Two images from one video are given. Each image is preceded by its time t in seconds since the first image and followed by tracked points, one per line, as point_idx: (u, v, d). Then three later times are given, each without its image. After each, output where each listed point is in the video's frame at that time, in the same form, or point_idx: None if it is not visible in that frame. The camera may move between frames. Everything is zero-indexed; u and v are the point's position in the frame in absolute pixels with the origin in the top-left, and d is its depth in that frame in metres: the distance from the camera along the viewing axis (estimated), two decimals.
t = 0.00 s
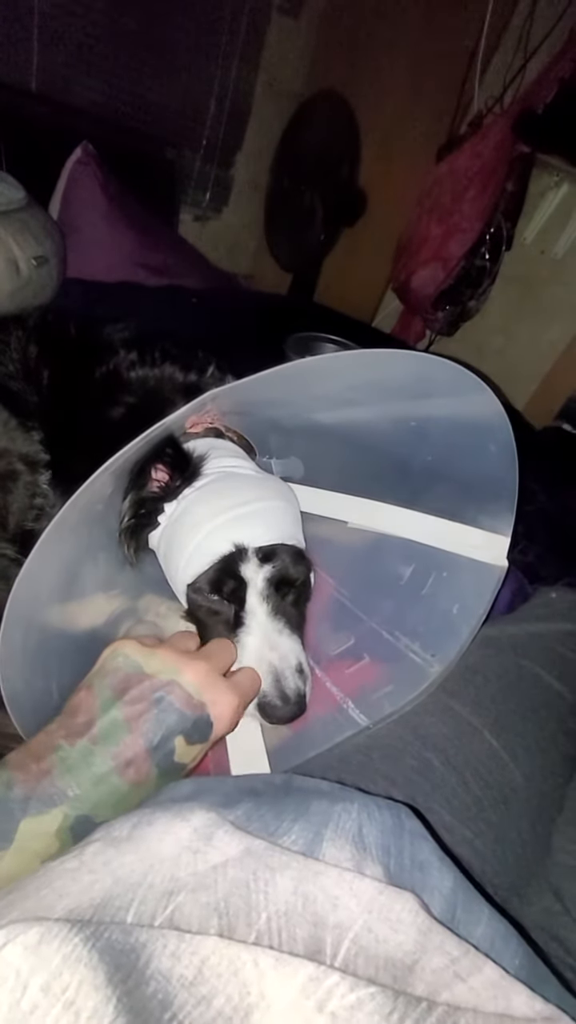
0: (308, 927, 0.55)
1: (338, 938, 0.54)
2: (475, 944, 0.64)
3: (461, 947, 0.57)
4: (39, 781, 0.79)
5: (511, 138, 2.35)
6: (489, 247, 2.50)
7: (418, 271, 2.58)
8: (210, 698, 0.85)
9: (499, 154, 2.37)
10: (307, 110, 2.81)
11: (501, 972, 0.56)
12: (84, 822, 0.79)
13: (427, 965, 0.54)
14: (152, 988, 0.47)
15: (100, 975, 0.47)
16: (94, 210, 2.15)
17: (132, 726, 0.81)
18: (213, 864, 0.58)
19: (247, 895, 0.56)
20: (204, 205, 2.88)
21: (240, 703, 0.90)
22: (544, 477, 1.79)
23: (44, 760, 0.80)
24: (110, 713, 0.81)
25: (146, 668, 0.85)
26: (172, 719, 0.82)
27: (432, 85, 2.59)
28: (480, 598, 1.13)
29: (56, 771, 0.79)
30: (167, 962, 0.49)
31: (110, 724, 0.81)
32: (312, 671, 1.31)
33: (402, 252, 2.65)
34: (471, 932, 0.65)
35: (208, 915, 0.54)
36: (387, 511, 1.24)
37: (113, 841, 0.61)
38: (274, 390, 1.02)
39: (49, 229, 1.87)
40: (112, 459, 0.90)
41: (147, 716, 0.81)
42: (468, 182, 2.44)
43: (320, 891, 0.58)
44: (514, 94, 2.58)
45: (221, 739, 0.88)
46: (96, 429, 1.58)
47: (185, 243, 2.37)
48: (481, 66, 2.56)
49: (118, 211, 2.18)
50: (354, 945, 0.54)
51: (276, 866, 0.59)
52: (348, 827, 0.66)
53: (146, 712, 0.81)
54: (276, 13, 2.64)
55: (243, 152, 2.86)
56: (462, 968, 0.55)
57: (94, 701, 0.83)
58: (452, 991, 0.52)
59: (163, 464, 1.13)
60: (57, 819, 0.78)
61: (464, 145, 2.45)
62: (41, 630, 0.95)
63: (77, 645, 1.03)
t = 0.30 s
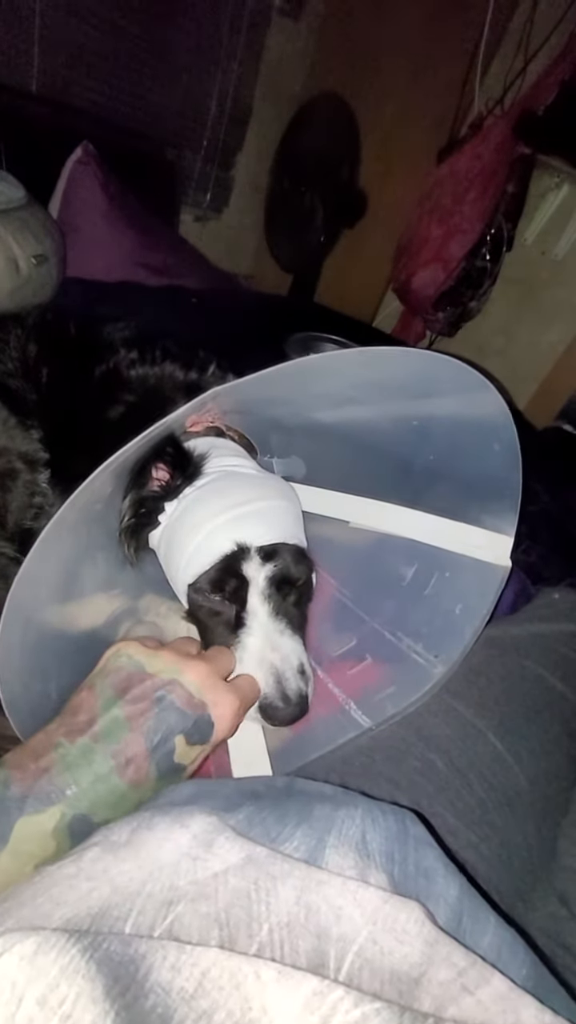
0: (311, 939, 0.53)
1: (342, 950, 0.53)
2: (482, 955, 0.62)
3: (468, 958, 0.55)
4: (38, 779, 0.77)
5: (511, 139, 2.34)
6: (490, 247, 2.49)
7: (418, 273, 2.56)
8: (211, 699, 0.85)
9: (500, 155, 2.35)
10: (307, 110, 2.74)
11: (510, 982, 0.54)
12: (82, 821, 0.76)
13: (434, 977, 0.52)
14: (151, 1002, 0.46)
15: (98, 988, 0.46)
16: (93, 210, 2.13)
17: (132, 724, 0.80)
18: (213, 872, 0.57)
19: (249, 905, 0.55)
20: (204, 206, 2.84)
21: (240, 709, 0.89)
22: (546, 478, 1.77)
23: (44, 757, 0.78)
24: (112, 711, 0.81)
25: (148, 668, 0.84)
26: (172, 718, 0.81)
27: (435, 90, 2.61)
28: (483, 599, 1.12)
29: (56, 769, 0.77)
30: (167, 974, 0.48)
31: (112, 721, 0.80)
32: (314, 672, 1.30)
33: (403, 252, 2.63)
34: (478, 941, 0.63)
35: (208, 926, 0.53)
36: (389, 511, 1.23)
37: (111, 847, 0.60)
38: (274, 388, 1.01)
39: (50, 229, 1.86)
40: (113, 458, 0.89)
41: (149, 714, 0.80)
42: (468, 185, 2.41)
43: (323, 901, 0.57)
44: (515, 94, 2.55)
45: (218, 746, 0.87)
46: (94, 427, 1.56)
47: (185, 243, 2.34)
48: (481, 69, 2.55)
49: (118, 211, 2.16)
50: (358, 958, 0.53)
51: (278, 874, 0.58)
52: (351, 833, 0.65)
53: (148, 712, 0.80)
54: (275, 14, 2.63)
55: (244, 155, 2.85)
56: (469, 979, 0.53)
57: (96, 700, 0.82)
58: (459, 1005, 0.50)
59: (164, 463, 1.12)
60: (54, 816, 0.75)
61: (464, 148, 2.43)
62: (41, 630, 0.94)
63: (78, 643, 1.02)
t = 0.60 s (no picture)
0: (309, 946, 0.53)
1: (340, 959, 0.52)
2: (481, 962, 0.62)
3: (468, 968, 0.54)
4: (33, 769, 0.76)
5: (514, 140, 2.33)
6: (492, 247, 2.46)
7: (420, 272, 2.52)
8: (208, 702, 0.84)
9: (503, 156, 2.34)
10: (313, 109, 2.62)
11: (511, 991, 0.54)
12: (72, 817, 0.75)
13: (435, 985, 0.52)
14: (149, 1008, 0.46)
15: (95, 995, 0.46)
16: (94, 209, 2.12)
17: (129, 722, 0.79)
18: (210, 876, 0.56)
19: (245, 911, 0.54)
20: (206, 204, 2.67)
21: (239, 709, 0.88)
22: (545, 479, 1.77)
23: (38, 751, 0.78)
24: (109, 708, 0.80)
25: (147, 668, 0.84)
26: (168, 717, 0.80)
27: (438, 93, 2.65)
28: (485, 596, 1.12)
29: (52, 759, 0.77)
30: (164, 981, 0.47)
31: (109, 718, 0.80)
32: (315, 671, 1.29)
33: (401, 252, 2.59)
34: (477, 949, 0.63)
35: (204, 932, 0.52)
36: (390, 511, 1.22)
37: (107, 847, 0.60)
38: (277, 385, 1.00)
39: (52, 227, 1.85)
40: (117, 452, 0.89)
41: (144, 712, 0.80)
42: (469, 184, 2.40)
43: (321, 907, 0.56)
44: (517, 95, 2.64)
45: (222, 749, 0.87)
46: (95, 426, 1.55)
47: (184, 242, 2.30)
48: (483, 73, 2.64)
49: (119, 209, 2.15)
50: (356, 967, 0.52)
51: (275, 880, 0.57)
52: (351, 837, 0.64)
53: (145, 709, 0.80)
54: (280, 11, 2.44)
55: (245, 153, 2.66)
56: (469, 988, 0.52)
57: (92, 699, 0.82)
58: (458, 1015, 0.50)
59: (165, 461, 1.12)
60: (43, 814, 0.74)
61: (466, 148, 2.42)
62: (41, 629, 0.93)
63: (78, 640, 1.01)
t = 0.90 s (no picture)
0: (318, 970, 0.51)
1: (352, 985, 0.50)
2: (496, 984, 0.59)
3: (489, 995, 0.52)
4: (15, 773, 0.73)
5: (527, 129, 2.31)
6: (503, 240, 2.44)
7: (430, 262, 2.44)
8: (203, 681, 0.80)
9: (520, 148, 2.32)
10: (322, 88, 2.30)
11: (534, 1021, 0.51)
12: (62, 819, 0.73)
13: (453, 1015, 0.50)
14: None
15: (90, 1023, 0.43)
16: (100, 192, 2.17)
17: (115, 712, 0.76)
18: (212, 888, 0.54)
19: (250, 929, 0.52)
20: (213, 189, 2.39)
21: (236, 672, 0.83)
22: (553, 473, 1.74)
23: (24, 750, 0.75)
24: (92, 700, 0.77)
25: (131, 649, 0.81)
26: (155, 701, 0.77)
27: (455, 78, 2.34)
28: (494, 591, 1.10)
29: (35, 762, 0.74)
30: (165, 1010, 0.45)
31: (93, 708, 0.77)
32: (320, 663, 1.25)
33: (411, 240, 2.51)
34: (494, 969, 0.60)
35: (206, 953, 0.50)
36: (397, 501, 1.18)
37: (104, 850, 0.57)
38: (288, 368, 0.97)
39: (57, 209, 1.81)
40: (118, 438, 0.85)
41: (131, 699, 0.77)
42: (482, 176, 2.34)
43: (333, 927, 0.53)
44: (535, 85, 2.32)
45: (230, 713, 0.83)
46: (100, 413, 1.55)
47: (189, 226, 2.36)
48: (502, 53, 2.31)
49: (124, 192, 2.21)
50: (369, 994, 0.50)
51: (282, 895, 0.55)
52: (361, 847, 0.62)
53: (131, 693, 0.77)
54: None
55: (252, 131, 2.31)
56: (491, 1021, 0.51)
57: (74, 687, 0.80)
58: None
59: (171, 445, 1.10)
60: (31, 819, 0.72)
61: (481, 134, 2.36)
62: (39, 616, 0.91)
63: (78, 624, 0.98)
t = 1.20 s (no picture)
0: (326, 974, 0.51)
1: (360, 990, 0.50)
2: (507, 991, 0.58)
3: (501, 1005, 0.51)
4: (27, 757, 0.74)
5: (540, 126, 2.30)
6: (513, 237, 2.41)
7: (437, 260, 2.42)
8: (210, 681, 0.78)
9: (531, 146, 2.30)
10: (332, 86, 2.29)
11: None
12: (67, 807, 0.72)
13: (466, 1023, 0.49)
14: None
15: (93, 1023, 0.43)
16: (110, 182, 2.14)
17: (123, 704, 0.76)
18: (218, 886, 0.53)
19: (256, 930, 0.52)
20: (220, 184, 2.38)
21: (249, 676, 0.81)
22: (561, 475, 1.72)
23: (36, 738, 0.76)
24: (103, 693, 0.77)
25: (143, 649, 0.81)
26: (163, 700, 0.76)
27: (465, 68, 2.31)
28: (500, 591, 1.10)
29: (45, 748, 0.75)
30: (170, 1012, 0.45)
31: (103, 702, 0.77)
32: (325, 662, 1.24)
33: (419, 238, 2.48)
34: (504, 975, 0.60)
35: (211, 952, 0.50)
36: (404, 500, 1.18)
37: (108, 844, 0.57)
38: (299, 362, 0.96)
39: (65, 197, 1.80)
40: (129, 433, 0.86)
41: (139, 692, 0.77)
42: (491, 173, 2.33)
43: (341, 930, 0.53)
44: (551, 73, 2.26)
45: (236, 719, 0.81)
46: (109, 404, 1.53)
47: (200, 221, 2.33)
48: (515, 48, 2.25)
49: (135, 186, 2.18)
50: (378, 1000, 0.50)
51: (290, 896, 0.54)
52: (370, 848, 0.61)
53: (138, 689, 0.77)
54: None
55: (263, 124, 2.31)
56: None
57: (90, 679, 0.80)
58: None
59: (178, 439, 1.10)
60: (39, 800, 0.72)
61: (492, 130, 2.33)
62: (48, 609, 0.90)
63: (85, 621, 0.97)
